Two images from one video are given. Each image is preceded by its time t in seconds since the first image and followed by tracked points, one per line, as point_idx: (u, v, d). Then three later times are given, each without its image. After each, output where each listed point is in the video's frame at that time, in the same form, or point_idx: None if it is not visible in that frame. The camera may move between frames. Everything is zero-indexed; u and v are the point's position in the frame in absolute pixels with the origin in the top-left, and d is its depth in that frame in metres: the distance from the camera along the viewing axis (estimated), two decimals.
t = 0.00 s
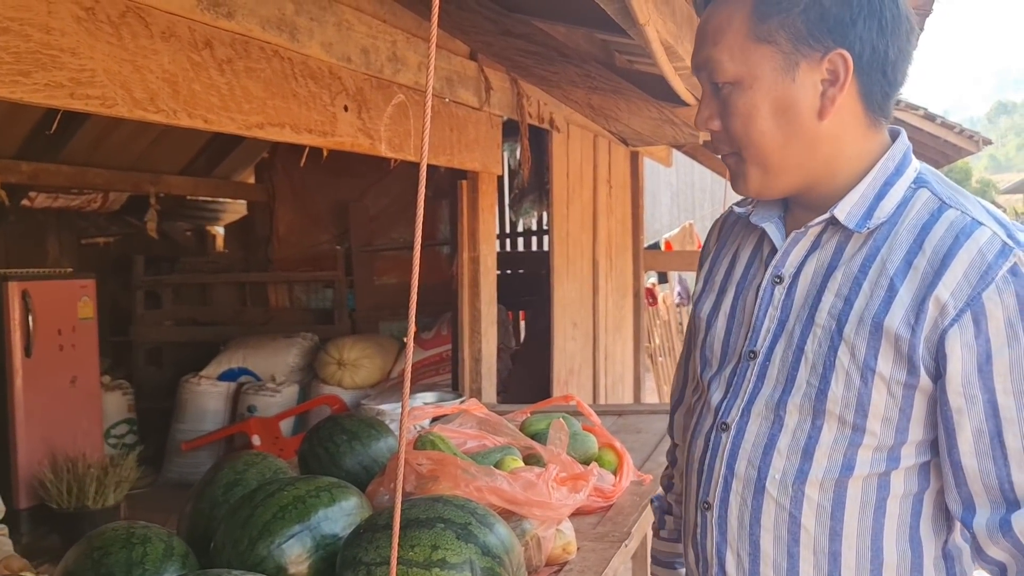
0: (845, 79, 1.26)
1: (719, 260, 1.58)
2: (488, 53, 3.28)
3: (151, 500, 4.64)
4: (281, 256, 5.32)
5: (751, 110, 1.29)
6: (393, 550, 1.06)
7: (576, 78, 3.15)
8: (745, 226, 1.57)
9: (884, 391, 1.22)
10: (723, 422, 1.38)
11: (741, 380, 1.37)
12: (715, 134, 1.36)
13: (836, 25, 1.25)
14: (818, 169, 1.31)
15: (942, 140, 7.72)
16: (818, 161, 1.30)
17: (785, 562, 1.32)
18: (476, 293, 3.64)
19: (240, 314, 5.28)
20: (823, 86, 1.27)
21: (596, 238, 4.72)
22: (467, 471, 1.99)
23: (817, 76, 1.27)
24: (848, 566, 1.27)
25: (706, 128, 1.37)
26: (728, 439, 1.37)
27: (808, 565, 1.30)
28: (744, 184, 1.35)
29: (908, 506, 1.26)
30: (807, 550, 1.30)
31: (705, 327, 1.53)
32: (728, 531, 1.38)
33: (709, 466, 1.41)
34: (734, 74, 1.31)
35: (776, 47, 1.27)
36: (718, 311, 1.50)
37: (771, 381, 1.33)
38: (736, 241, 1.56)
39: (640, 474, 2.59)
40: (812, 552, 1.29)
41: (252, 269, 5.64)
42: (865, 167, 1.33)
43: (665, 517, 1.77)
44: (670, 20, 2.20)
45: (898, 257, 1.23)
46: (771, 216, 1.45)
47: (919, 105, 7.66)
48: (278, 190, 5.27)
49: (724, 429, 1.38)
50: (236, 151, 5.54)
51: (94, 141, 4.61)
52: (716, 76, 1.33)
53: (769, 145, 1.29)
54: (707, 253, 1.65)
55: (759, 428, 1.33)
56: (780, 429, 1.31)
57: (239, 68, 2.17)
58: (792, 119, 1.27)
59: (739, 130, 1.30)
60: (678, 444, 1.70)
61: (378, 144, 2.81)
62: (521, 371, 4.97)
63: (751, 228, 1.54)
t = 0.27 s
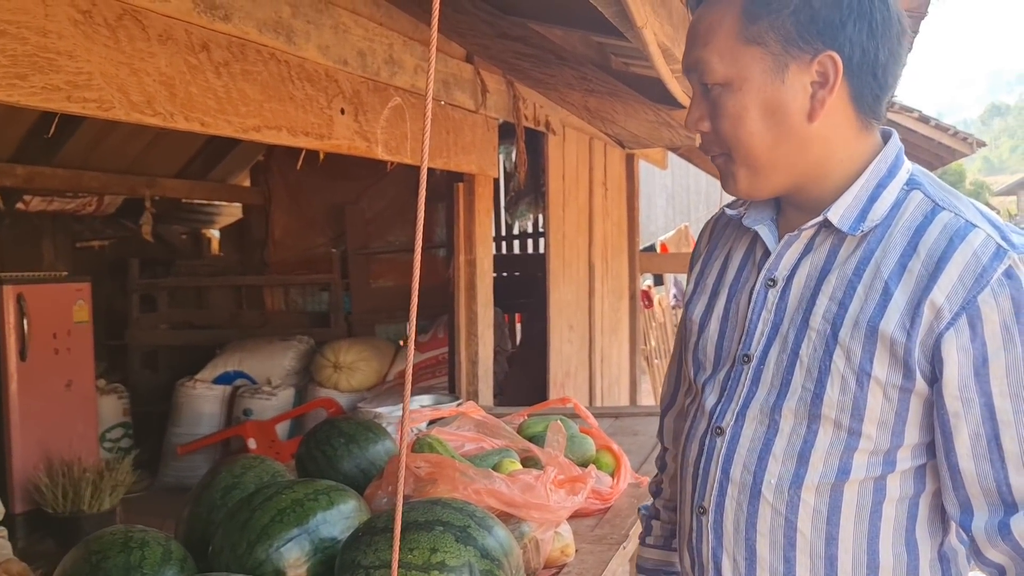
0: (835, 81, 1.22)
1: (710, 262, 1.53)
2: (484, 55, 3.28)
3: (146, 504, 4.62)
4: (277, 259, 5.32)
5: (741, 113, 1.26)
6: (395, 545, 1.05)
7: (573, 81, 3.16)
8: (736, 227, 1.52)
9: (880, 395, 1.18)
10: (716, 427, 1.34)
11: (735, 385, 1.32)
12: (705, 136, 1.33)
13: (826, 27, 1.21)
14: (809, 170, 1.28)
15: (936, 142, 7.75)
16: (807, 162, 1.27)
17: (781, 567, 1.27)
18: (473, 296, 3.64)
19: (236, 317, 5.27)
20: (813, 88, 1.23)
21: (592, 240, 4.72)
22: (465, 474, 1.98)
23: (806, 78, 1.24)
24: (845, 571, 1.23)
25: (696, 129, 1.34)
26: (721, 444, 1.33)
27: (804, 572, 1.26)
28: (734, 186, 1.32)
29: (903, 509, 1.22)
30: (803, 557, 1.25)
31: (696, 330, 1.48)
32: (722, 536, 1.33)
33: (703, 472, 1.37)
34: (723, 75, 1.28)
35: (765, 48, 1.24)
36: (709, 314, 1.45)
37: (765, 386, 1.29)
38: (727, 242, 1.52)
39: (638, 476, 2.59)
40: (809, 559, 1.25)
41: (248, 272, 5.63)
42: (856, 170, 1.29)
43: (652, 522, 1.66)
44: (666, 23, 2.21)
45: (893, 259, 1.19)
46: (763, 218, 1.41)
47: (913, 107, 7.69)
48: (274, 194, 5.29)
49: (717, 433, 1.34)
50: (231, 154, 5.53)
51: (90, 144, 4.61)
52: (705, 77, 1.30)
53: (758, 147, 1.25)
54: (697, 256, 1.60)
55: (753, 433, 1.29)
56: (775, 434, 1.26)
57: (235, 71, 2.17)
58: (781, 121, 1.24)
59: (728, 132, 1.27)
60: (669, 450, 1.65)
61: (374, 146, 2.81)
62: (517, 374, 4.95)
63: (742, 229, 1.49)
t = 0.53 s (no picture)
0: (824, 86, 1.18)
1: (703, 269, 1.47)
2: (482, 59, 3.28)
3: (144, 510, 4.61)
4: (274, 264, 5.30)
5: (730, 120, 1.21)
6: (397, 549, 1.06)
7: (571, 85, 3.16)
8: (730, 233, 1.46)
9: (874, 403, 1.13)
10: (711, 434, 1.28)
11: (728, 394, 1.27)
12: (694, 144, 1.29)
13: (813, 33, 1.18)
14: (799, 176, 1.23)
15: (933, 145, 7.79)
16: (797, 170, 1.22)
17: None
18: (471, 300, 3.63)
19: (234, 322, 5.26)
20: (801, 95, 1.19)
21: (591, 244, 4.72)
22: (465, 480, 1.97)
23: (795, 84, 1.19)
24: None
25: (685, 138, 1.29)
26: (716, 452, 1.27)
27: None
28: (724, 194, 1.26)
29: (898, 517, 1.17)
30: (798, 567, 1.20)
31: (689, 337, 1.42)
32: (718, 545, 1.28)
33: (698, 480, 1.31)
34: (712, 82, 1.23)
35: (753, 55, 1.20)
36: (703, 320, 1.39)
37: (759, 395, 1.23)
38: (720, 248, 1.46)
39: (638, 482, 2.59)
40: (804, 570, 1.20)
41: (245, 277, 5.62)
42: (848, 174, 1.24)
43: (643, 530, 1.60)
44: (665, 28, 2.21)
45: (886, 265, 1.14)
46: (757, 224, 1.34)
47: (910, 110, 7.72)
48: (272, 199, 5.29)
49: (711, 441, 1.28)
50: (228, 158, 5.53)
51: (87, 149, 4.61)
52: (693, 85, 1.25)
53: (748, 155, 1.21)
54: (690, 261, 1.54)
55: (748, 441, 1.23)
56: (769, 442, 1.21)
57: (233, 76, 2.17)
58: (770, 128, 1.20)
59: (718, 140, 1.23)
60: (662, 457, 1.59)
61: (372, 150, 2.80)
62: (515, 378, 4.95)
63: (735, 235, 1.43)
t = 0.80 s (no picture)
0: (816, 87, 1.17)
1: (694, 274, 1.46)
2: (482, 61, 3.28)
3: (143, 513, 4.60)
4: (274, 266, 5.30)
5: (723, 124, 1.20)
6: (397, 555, 1.04)
7: (572, 87, 3.16)
8: (720, 238, 1.45)
9: (868, 405, 1.12)
10: (704, 438, 1.27)
11: (722, 398, 1.26)
12: (686, 149, 1.27)
13: (805, 34, 1.17)
14: (790, 179, 1.22)
15: (932, 146, 7.78)
16: (790, 173, 1.21)
17: None
18: (471, 302, 3.63)
19: (233, 325, 5.25)
20: (795, 96, 1.18)
21: (591, 246, 4.72)
22: (466, 483, 1.97)
23: (787, 86, 1.18)
24: None
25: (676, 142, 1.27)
26: (710, 456, 1.26)
27: None
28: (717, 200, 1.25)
29: (892, 520, 1.16)
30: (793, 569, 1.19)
31: (681, 342, 1.41)
32: (712, 549, 1.26)
33: (691, 484, 1.30)
34: (703, 86, 1.22)
35: (745, 58, 1.19)
36: (695, 324, 1.38)
37: (752, 399, 1.22)
38: (712, 254, 1.45)
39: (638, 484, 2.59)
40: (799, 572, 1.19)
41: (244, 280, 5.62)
42: (839, 175, 1.23)
43: (639, 537, 1.58)
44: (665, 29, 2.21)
45: (878, 268, 1.13)
46: (749, 227, 1.33)
47: (909, 111, 7.71)
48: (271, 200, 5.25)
49: (704, 445, 1.27)
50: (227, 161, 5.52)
51: (86, 152, 4.60)
52: (685, 89, 1.24)
53: (742, 158, 1.20)
54: (682, 265, 1.53)
55: (741, 445, 1.22)
56: (763, 445, 1.20)
57: (232, 78, 2.16)
58: (763, 131, 1.19)
59: (711, 144, 1.21)
60: (656, 462, 1.57)
61: (372, 153, 2.80)
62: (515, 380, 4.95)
63: (726, 240, 1.42)
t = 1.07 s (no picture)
0: (802, 89, 1.16)
1: (685, 276, 1.45)
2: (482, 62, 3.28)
3: (145, 515, 4.60)
4: (275, 268, 5.29)
5: (711, 128, 1.19)
6: (398, 558, 1.03)
7: (573, 88, 3.16)
8: (711, 241, 1.44)
9: (854, 404, 1.11)
10: (694, 439, 1.26)
11: (711, 398, 1.25)
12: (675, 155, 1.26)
13: (790, 36, 1.16)
14: (778, 181, 1.21)
15: (934, 146, 7.77)
16: (778, 175, 1.21)
17: None
18: (472, 303, 3.62)
19: (234, 327, 5.25)
20: (781, 98, 1.17)
21: (592, 247, 4.71)
22: (467, 485, 1.96)
23: (773, 88, 1.18)
24: None
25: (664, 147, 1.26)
26: (700, 457, 1.25)
27: None
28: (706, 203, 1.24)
29: (881, 518, 1.15)
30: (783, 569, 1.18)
31: (672, 343, 1.40)
32: (702, 550, 1.26)
33: (682, 484, 1.29)
34: (690, 90, 1.21)
35: (731, 62, 1.18)
36: (686, 325, 1.37)
37: (740, 399, 1.21)
38: (703, 257, 1.44)
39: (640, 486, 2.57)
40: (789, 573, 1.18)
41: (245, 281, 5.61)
42: (826, 173, 1.23)
43: (634, 539, 1.58)
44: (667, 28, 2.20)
45: (863, 267, 1.12)
46: (737, 229, 1.33)
47: (911, 111, 7.70)
48: (271, 202, 5.25)
49: (694, 445, 1.26)
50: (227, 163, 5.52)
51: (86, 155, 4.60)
52: (671, 93, 1.22)
53: (730, 161, 1.19)
54: (674, 267, 1.52)
55: (730, 445, 1.21)
56: (751, 445, 1.19)
57: (232, 79, 2.16)
58: (751, 134, 1.18)
59: (699, 148, 1.20)
60: (650, 465, 1.56)
61: (373, 154, 2.79)
62: (517, 382, 4.94)
63: (716, 242, 1.41)
